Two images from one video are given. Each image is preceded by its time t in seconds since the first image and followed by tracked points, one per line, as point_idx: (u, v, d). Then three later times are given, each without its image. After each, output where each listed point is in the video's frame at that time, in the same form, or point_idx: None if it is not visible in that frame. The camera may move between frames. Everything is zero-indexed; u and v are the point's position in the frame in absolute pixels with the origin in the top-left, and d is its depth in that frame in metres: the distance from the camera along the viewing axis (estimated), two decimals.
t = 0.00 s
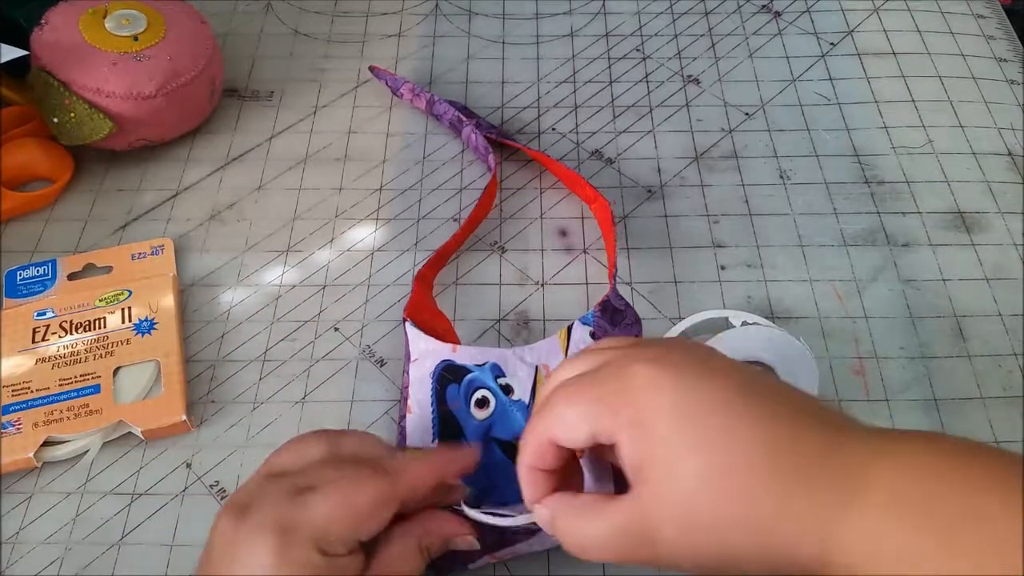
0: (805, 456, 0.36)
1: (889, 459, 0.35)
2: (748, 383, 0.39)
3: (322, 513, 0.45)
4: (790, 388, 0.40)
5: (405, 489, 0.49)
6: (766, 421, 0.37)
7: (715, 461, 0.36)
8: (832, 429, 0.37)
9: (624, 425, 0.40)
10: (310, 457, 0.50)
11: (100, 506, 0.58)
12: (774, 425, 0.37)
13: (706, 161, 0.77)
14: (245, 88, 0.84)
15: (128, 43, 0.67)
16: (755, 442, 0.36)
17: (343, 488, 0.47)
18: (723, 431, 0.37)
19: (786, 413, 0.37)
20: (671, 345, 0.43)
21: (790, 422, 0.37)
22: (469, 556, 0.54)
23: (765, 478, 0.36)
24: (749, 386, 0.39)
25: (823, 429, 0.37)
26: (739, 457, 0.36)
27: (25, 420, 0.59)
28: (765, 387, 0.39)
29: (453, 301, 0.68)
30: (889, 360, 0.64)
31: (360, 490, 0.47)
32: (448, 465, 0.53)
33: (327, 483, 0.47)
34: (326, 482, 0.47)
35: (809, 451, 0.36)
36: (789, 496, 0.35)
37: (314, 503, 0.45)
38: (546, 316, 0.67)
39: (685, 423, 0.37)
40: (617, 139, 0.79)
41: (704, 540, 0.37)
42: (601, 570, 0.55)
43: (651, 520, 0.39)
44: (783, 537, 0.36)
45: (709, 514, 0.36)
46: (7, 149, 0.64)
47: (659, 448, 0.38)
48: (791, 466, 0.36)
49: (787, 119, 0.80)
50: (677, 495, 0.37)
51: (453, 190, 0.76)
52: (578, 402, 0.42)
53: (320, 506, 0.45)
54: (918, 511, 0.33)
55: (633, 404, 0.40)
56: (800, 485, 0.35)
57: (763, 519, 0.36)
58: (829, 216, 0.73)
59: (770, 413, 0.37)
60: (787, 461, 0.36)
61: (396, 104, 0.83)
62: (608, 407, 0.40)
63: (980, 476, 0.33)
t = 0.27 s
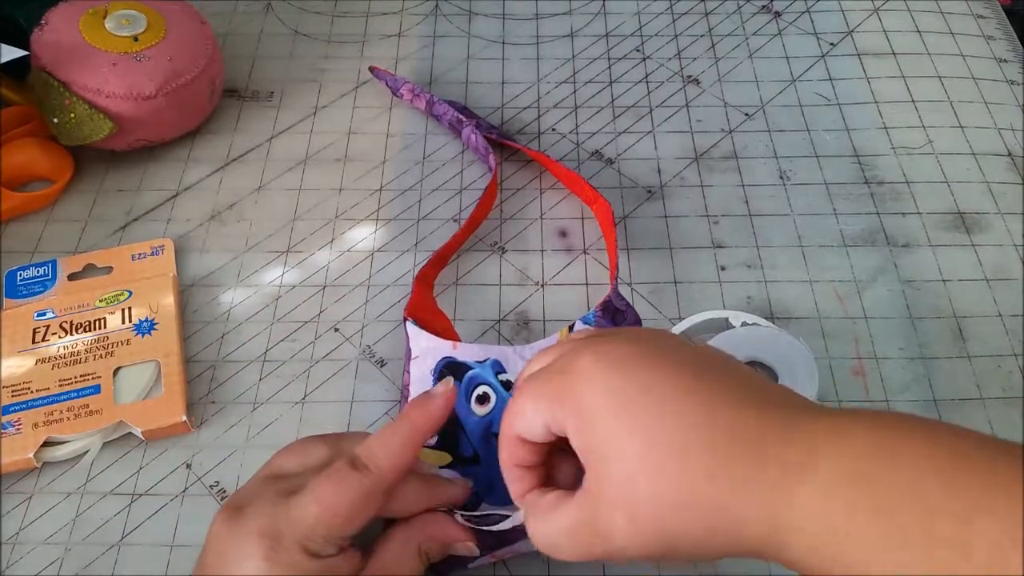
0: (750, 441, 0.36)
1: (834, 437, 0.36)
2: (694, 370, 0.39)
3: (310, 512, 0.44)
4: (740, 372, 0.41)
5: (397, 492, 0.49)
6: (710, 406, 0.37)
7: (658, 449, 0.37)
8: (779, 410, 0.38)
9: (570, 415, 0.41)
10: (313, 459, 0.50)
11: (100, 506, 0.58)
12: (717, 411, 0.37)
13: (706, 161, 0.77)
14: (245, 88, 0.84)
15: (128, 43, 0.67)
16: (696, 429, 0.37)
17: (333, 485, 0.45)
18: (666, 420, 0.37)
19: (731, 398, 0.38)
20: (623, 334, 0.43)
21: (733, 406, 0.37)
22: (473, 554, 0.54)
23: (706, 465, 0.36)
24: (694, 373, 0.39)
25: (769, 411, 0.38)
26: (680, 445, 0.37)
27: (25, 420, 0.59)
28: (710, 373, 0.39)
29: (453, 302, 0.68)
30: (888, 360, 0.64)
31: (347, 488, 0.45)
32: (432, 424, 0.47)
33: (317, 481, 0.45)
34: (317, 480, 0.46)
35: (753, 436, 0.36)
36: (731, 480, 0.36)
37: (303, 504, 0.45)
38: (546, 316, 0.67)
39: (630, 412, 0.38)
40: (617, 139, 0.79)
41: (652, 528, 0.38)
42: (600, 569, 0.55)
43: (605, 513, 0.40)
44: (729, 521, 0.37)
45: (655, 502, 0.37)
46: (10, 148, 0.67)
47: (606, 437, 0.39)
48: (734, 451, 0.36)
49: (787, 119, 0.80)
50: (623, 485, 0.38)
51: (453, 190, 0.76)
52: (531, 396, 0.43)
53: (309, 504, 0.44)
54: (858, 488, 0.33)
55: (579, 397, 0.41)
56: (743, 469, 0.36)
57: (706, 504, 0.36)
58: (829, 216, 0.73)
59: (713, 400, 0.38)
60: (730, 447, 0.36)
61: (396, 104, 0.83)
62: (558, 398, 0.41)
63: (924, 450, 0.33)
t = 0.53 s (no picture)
0: (743, 422, 0.36)
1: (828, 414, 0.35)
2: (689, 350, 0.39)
3: (310, 512, 0.44)
4: (737, 351, 0.40)
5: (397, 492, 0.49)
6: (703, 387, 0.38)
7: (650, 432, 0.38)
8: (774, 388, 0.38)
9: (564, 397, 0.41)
10: (314, 459, 0.50)
11: (100, 506, 0.58)
12: (709, 392, 0.37)
13: (706, 161, 0.77)
14: (245, 88, 0.84)
15: (128, 43, 0.67)
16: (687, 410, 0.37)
17: (333, 485, 0.45)
18: (658, 403, 0.38)
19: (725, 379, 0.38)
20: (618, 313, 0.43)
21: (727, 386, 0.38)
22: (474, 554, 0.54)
23: (697, 448, 0.37)
24: (688, 354, 0.39)
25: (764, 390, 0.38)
26: (671, 427, 0.37)
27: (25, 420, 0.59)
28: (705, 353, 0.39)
29: (453, 301, 0.68)
30: (888, 360, 0.64)
31: (347, 488, 0.45)
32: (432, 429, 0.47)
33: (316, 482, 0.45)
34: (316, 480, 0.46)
35: (746, 417, 0.37)
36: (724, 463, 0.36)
37: (302, 504, 0.45)
38: (546, 316, 0.67)
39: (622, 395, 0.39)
40: (617, 139, 0.79)
41: (648, 510, 0.39)
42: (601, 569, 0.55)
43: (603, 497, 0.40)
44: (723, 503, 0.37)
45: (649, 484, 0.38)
46: (10, 148, 0.67)
47: (600, 421, 0.39)
48: (727, 433, 0.37)
49: (787, 119, 0.80)
50: (616, 468, 0.39)
51: (453, 190, 0.76)
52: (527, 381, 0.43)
53: (308, 505, 0.44)
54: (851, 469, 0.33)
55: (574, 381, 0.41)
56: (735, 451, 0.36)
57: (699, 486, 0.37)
58: (829, 216, 0.73)
59: (707, 382, 0.38)
60: (723, 429, 0.37)
61: (395, 104, 0.83)
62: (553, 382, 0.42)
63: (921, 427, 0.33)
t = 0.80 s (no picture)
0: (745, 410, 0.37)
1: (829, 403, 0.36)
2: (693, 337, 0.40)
3: (309, 511, 0.44)
4: (744, 340, 0.41)
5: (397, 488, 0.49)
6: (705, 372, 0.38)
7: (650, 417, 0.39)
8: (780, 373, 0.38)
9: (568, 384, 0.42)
10: (314, 457, 0.50)
11: (100, 506, 0.58)
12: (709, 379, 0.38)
13: (706, 161, 0.77)
14: (245, 88, 0.84)
15: (128, 43, 0.67)
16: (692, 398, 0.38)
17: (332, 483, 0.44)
18: (661, 389, 0.38)
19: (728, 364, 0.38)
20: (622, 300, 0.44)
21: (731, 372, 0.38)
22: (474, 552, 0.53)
23: (702, 434, 0.37)
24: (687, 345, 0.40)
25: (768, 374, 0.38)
26: (672, 411, 0.38)
27: (25, 420, 0.59)
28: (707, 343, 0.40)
29: (453, 301, 0.68)
30: (888, 360, 0.64)
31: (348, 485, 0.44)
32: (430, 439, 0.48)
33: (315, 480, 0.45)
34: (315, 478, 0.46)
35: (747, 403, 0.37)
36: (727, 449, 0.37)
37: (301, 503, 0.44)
38: (546, 316, 0.67)
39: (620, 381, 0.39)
40: (617, 139, 0.79)
41: (657, 496, 0.39)
42: (601, 569, 0.55)
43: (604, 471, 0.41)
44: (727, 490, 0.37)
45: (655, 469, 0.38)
46: (10, 148, 0.67)
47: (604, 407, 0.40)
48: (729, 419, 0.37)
49: (787, 119, 0.80)
50: (622, 459, 0.39)
51: (453, 190, 0.76)
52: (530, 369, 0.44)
53: (307, 504, 0.44)
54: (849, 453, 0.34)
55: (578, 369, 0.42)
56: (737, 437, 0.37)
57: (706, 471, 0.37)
58: (829, 216, 0.73)
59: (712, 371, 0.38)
60: (726, 415, 0.37)
61: (395, 104, 0.83)
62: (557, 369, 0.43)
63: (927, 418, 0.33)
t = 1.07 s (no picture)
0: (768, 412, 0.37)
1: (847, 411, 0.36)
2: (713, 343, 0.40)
3: (309, 510, 0.44)
4: (756, 343, 0.40)
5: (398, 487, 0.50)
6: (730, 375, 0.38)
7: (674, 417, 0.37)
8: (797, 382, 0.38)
9: (586, 382, 0.41)
10: (315, 455, 0.50)
11: (100, 506, 0.58)
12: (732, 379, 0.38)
13: (706, 161, 0.77)
14: (245, 88, 0.84)
15: (128, 43, 0.67)
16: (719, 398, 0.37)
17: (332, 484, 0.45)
18: (682, 385, 0.38)
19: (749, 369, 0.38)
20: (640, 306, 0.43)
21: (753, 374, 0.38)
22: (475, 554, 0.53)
23: (725, 433, 0.37)
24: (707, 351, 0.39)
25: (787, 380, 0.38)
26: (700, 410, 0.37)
27: (25, 420, 0.59)
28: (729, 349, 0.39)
29: (453, 301, 0.68)
30: (888, 360, 0.64)
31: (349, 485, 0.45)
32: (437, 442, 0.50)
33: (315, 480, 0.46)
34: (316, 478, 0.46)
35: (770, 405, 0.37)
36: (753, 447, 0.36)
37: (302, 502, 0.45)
38: (546, 316, 0.67)
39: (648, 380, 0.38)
40: (617, 139, 0.79)
41: (674, 493, 0.38)
42: (601, 569, 0.55)
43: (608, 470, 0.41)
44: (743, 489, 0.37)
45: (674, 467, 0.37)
46: (9, 148, 0.67)
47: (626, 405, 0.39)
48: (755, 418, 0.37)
49: (787, 119, 0.80)
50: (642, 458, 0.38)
51: (453, 190, 0.76)
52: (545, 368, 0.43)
53: (307, 502, 0.45)
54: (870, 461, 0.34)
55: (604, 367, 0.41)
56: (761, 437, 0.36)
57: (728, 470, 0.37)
58: (829, 216, 0.73)
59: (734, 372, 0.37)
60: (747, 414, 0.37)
61: (395, 104, 0.83)
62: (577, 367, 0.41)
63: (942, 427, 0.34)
